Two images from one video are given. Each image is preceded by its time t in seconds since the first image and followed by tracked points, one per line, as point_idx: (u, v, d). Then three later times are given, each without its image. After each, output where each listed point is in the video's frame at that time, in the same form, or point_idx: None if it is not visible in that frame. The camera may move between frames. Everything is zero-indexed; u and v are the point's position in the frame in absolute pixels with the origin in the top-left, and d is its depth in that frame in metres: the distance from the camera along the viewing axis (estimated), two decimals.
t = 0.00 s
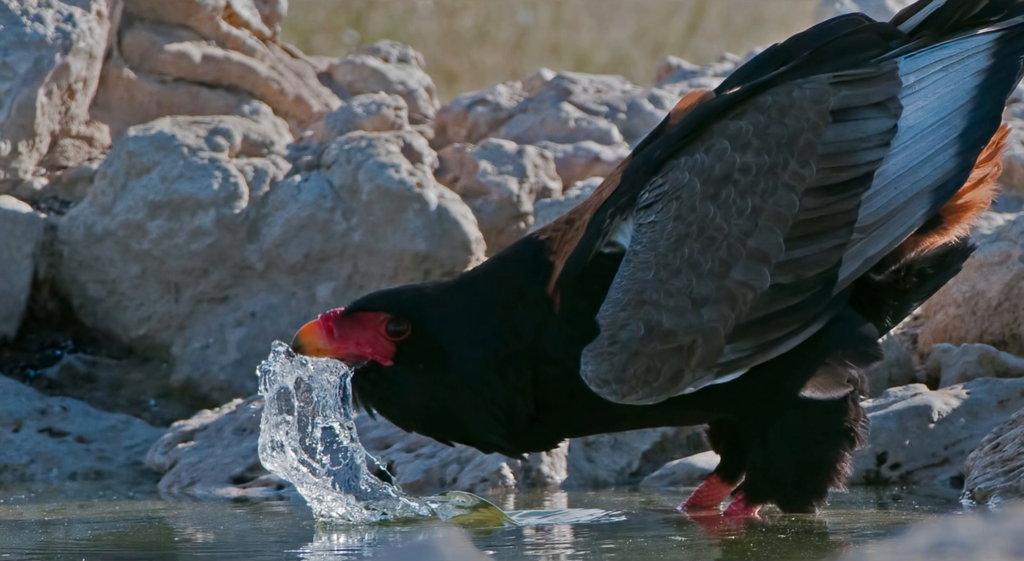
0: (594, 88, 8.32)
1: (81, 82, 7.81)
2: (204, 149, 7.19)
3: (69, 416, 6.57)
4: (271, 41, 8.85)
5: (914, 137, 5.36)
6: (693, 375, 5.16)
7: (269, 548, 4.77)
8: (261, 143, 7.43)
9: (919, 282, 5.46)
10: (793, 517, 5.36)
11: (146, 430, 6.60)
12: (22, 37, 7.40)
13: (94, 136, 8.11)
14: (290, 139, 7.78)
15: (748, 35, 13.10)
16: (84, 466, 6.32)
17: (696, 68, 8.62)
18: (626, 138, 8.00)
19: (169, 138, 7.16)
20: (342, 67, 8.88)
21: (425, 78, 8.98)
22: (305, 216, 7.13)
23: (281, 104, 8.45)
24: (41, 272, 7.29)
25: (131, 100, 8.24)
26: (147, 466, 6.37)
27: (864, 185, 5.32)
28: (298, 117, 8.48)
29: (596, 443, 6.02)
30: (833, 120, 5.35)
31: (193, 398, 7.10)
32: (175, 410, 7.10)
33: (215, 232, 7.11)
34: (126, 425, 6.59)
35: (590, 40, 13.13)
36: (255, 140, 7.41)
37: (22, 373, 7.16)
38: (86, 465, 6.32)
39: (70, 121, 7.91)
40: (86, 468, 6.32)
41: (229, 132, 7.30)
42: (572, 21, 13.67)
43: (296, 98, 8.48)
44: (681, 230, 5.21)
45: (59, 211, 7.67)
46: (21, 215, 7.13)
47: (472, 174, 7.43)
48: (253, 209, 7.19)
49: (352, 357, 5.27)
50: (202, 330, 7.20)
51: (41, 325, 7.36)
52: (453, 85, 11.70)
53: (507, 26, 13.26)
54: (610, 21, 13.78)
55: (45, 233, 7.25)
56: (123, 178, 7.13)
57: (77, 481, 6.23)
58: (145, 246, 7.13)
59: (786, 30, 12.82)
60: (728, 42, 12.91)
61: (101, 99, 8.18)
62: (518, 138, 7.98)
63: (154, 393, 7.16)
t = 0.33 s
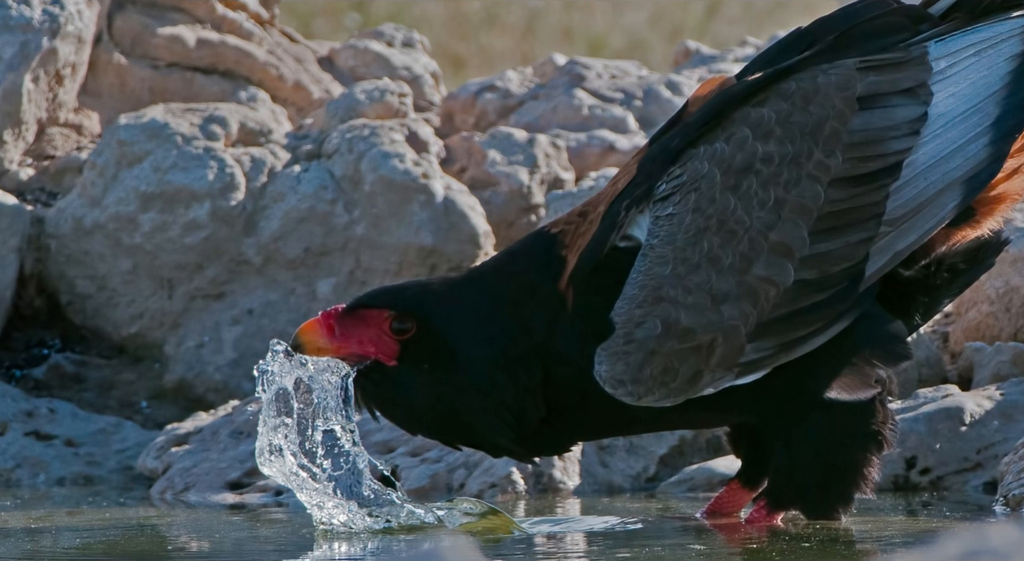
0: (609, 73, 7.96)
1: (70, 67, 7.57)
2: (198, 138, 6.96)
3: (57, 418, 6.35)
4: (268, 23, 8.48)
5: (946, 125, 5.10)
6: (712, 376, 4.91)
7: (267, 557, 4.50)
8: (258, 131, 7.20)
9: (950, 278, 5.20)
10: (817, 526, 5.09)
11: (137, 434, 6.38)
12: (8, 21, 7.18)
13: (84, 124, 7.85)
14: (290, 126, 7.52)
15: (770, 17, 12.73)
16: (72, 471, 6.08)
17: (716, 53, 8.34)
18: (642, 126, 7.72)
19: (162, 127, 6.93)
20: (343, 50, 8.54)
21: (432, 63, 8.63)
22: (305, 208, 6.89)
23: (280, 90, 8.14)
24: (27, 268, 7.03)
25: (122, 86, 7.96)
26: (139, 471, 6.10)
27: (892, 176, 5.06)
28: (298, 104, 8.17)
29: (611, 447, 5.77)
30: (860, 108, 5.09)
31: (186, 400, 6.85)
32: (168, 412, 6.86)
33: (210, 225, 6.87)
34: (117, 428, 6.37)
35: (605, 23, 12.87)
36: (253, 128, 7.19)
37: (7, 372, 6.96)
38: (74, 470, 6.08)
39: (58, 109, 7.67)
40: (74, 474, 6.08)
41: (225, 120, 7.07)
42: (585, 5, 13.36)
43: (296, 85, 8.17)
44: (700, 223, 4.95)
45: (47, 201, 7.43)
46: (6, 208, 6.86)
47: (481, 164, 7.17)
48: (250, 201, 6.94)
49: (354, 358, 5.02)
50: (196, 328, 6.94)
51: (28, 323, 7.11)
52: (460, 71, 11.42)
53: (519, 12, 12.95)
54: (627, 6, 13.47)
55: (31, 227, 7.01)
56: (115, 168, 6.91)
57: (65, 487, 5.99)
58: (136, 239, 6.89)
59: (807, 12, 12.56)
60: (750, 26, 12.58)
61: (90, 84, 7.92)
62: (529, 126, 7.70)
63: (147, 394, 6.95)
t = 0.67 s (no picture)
0: (624, 57, 7.68)
1: (57, 51, 7.37)
2: (192, 126, 6.71)
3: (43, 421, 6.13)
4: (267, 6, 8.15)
5: (980, 112, 4.84)
6: (734, 377, 4.65)
7: None
8: (256, 119, 6.96)
9: (984, 273, 4.94)
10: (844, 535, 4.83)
11: (128, 437, 6.17)
12: None
13: (71, 111, 7.61)
14: (288, 112, 7.23)
15: None
16: (60, 477, 5.88)
17: (737, 36, 8.06)
18: (660, 114, 7.42)
19: (154, 114, 6.69)
20: (344, 34, 8.17)
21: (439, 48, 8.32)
22: (304, 200, 6.63)
23: (278, 75, 7.79)
24: (12, 263, 6.82)
25: (112, 71, 7.71)
26: (129, 477, 5.92)
27: (923, 165, 4.80)
28: (296, 90, 7.82)
29: (627, 451, 5.53)
30: (890, 93, 4.82)
31: (179, 402, 6.64)
32: (160, 414, 6.64)
33: (205, 217, 6.63)
34: (106, 432, 6.15)
35: (620, 6, 12.76)
36: (249, 116, 6.94)
37: None
38: (63, 475, 5.88)
39: (44, 94, 7.46)
40: (61, 480, 5.87)
41: (220, 107, 6.82)
42: None
43: (294, 70, 7.82)
44: (721, 215, 4.70)
45: (34, 193, 7.18)
46: None
47: (489, 153, 6.92)
48: (247, 192, 6.69)
49: (356, 356, 4.75)
50: (189, 325, 6.72)
51: (14, 321, 6.93)
52: (468, 56, 11.23)
53: None
54: None
55: (16, 219, 6.81)
56: (103, 158, 6.70)
57: (52, 493, 5.78)
58: (127, 233, 6.67)
59: None
60: (773, 7, 12.26)
61: (78, 69, 7.69)
62: (541, 113, 7.40)
63: (137, 395, 6.73)
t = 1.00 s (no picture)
0: (642, 40, 7.37)
1: (43, 32, 7.11)
2: (185, 112, 6.48)
3: (28, 424, 5.97)
4: None
5: (1019, 97, 4.57)
6: (759, 377, 4.39)
7: None
8: (252, 104, 6.70)
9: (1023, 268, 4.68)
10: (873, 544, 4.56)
11: (117, 441, 5.95)
12: None
13: (58, 96, 7.34)
14: (287, 98, 6.97)
15: None
16: (46, 483, 5.66)
17: (761, 17, 7.80)
18: (679, 100, 7.12)
19: (145, 100, 6.46)
20: (346, 15, 7.88)
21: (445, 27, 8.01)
22: (304, 190, 6.39)
23: (276, 58, 7.54)
24: None
25: (101, 54, 7.47)
26: (119, 483, 5.67)
27: (957, 153, 4.54)
28: (297, 74, 7.56)
29: (646, 455, 5.33)
30: (923, 78, 4.56)
31: (171, 402, 6.42)
32: (152, 417, 6.44)
33: (199, 209, 6.38)
34: (95, 435, 5.94)
35: None
36: (246, 101, 6.69)
37: None
38: (48, 482, 5.66)
39: (29, 78, 7.17)
40: (48, 486, 5.65)
41: (215, 92, 6.57)
42: None
43: (294, 52, 7.57)
44: (745, 206, 4.45)
45: (20, 181, 6.92)
46: None
47: (499, 141, 6.67)
48: (243, 181, 6.44)
49: (360, 355, 4.52)
50: (183, 323, 6.49)
51: None
52: (477, 36, 10.96)
53: None
54: None
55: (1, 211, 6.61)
56: (92, 145, 6.48)
57: (37, 500, 5.55)
58: (116, 224, 6.43)
59: None
60: None
61: (65, 52, 7.42)
62: (554, 98, 7.11)
63: (128, 396, 6.51)
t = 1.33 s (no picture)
0: (662, 20, 7.04)
1: (27, 12, 6.85)
2: (178, 97, 6.24)
3: (11, 427, 5.74)
4: None
5: None
6: (786, 378, 4.14)
7: None
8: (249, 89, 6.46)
9: None
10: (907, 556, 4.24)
11: (105, 445, 5.73)
12: None
13: (42, 80, 7.08)
14: (287, 82, 6.75)
15: None
16: (30, 490, 5.43)
17: None
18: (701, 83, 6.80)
19: (135, 84, 6.23)
20: None
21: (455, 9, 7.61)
22: (304, 179, 6.14)
23: (275, 40, 7.24)
24: None
25: (89, 35, 7.23)
26: (108, 491, 5.45)
27: (996, 140, 4.29)
28: (296, 56, 7.27)
29: (667, 461, 5.15)
30: (960, 60, 4.30)
31: (163, 404, 6.17)
32: (142, 420, 6.20)
33: (192, 199, 6.14)
34: (81, 440, 5.72)
35: None
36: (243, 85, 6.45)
37: None
38: (32, 489, 5.44)
39: (13, 60, 6.92)
40: (32, 493, 5.43)
41: (210, 76, 6.35)
42: None
43: (294, 33, 7.25)
44: (771, 197, 4.18)
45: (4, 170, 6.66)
46: None
47: (511, 128, 6.41)
48: (239, 171, 6.20)
49: (363, 355, 4.27)
50: (175, 321, 6.24)
51: None
52: (489, 17, 10.67)
53: None
54: None
55: None
56: (79, 132, 6.26)
57: (20, 508, 5.33)
58: (105, 216, 6.20)
59: None
60: None
61: (51, 34, 7.20)
62: (569, 83, 6.77)
63: (116, 399, 6.28)
